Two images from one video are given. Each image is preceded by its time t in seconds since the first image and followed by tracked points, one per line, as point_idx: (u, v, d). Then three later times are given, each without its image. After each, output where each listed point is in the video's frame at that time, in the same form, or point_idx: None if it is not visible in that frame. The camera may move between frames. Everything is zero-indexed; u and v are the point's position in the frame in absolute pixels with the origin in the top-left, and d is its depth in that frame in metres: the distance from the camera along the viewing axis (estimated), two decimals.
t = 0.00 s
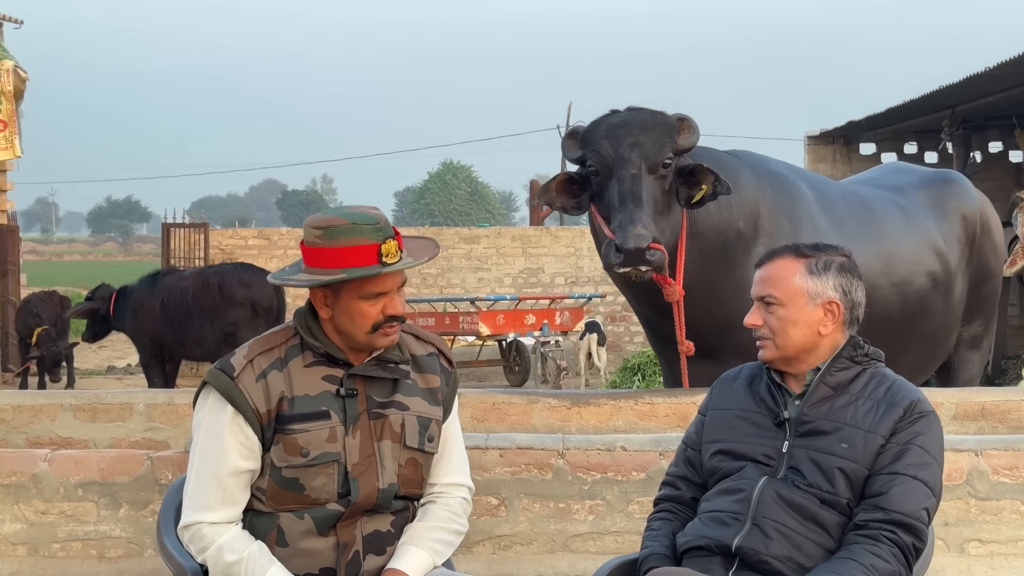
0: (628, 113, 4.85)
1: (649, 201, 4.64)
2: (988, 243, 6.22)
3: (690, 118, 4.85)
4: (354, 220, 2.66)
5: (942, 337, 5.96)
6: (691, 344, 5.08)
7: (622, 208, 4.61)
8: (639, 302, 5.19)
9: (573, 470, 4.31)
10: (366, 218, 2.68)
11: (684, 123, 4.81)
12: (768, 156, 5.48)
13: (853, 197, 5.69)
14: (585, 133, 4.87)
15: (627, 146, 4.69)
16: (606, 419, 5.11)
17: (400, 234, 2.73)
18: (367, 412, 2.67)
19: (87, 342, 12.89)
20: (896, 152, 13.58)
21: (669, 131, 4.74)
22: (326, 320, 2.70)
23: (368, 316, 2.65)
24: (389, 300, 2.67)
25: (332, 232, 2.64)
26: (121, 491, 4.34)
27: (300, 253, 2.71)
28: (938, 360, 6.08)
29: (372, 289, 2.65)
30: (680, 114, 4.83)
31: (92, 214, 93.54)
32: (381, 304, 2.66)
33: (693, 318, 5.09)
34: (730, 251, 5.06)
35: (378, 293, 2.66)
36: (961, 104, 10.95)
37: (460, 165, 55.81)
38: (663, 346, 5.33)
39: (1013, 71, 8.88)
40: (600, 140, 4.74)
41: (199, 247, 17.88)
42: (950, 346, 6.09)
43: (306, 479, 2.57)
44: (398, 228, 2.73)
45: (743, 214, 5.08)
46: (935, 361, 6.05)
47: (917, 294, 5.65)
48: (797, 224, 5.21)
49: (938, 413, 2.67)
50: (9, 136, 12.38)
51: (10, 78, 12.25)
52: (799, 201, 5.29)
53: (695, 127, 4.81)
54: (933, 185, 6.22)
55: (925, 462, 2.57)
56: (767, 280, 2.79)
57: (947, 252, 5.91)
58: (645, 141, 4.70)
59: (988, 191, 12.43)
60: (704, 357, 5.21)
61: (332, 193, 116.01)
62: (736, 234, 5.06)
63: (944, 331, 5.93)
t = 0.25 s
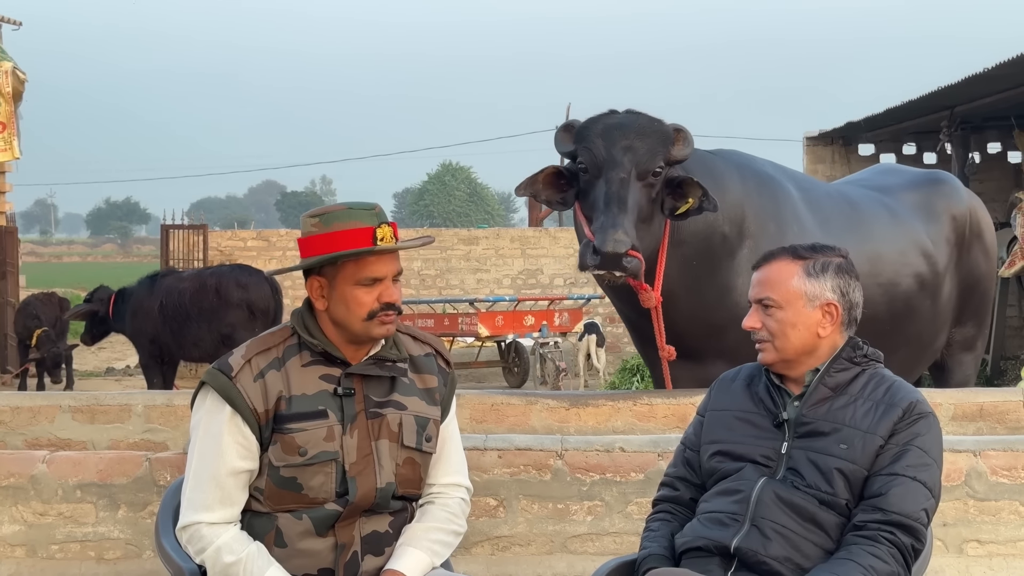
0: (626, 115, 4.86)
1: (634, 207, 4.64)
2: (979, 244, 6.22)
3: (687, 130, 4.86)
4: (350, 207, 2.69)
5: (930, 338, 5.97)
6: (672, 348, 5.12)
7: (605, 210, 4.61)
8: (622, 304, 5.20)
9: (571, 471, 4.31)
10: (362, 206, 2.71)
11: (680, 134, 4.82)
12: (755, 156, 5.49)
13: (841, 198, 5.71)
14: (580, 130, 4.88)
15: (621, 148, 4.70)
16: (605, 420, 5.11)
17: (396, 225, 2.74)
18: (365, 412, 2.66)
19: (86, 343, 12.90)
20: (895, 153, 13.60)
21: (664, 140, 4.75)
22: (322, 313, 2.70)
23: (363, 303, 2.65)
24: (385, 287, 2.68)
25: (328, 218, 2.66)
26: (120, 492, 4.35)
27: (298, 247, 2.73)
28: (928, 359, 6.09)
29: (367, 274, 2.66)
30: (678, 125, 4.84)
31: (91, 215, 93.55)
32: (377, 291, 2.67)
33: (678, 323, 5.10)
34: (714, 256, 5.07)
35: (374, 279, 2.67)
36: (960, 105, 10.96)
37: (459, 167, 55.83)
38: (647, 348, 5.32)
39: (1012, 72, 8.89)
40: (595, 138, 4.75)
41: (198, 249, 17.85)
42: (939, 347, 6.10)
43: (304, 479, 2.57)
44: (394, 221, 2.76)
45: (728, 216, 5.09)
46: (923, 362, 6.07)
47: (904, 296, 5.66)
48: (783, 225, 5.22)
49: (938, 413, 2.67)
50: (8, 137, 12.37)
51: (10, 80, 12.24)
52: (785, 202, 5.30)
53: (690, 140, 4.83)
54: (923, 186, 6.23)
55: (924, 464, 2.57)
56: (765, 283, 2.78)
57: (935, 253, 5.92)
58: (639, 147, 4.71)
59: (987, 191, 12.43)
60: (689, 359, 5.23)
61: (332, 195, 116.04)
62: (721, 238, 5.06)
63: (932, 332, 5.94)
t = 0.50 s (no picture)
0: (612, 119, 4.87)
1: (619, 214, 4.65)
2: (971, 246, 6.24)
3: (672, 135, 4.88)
4: (348, 211, 2.67)
5: (920, 340, 5.99)
6: (663, 353, 5.17)
7: (590, 215, 4.61)
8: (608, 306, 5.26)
9: (569, 473, 4.31)
10: (360, 209, 2.69)
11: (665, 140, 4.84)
12: (741, 160, 5.55)
13: (829, 201, 5.75)
14: (565, 133, 4.88)
15: (606, 153, 4.70)
16: (603, 422, 5.11)
17: (393, 227, 2.73)
18: (361, 413, 2.66)
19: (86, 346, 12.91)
20: (893, 154, 13.61)
21: (650, 146, 4.77)
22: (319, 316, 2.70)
23: (361, 309, 2.64)
24: (383, 292, 2.67)
25: (325, 224, 2.64)
26: (118, 494, 4.35)
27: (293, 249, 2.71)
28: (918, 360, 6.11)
29: (364, 280, 2.65)
30: (663, 130, 4.87)
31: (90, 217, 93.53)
32: (375, 296, 2.66)
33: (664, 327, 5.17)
34: (698, 260, 5.12)
35: (372, 284, 2.66)
36: (958, 107, 10.97)
37: (458, 169, 55.84)
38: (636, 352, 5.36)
39: (1011, 73, 8.90)
40: (581, 142, 4.75)
41: (197, 250, 17.84)
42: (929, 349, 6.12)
43: (301, 481, 2.57)
44: (390, 224, 2.74)
45: (712, 220, 5.15)
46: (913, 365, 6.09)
47: (892, 299, 5.70)
48: (768, 228, 5.27)
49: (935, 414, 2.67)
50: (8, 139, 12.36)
51: (9, 82, 12.24)
52: (770, 205, 5.36)
53: (675, 145, 4.85)
54: (913, 188, 6.26)
55: (922, 465, 2.57)
56: (763, 286, 2.77)
57: (925, 256, 5.95)
58: (625, 152, 4.72)
59: (985, 193, 12.44)
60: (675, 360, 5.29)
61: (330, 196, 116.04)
62: (704, 242, 5.12)
63: (921, 335, 5.97)
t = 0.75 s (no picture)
0: (587, 130, 4.89)
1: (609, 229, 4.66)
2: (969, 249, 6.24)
3: (648, 132, 4.91)
4: (350, 214, 2.67)
5: (913, 343, 6.00)
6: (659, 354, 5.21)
7: (580, 235, 4.63)
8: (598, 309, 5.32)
9: (569, 474, 4.32)
10: (362, 212, 2.69)
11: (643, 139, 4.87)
12: (732, 163, 5.60)
13: (821, 204, 5.79)
14: (542, 150, 4.90)
15: (587, 169, 4.72)
16: (602, 423, 5.12)
17: (394, 230, 2.73)
18: (360, 413, 2.66)
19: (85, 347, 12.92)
20: (892, 156, 13.62)
21: (629, 151, 4.79)
22: (320, 319, 2.70)
23: (362, 311, 2.64)
24: (384, 295, 2.67)
25: (328, 226, 2.63)
26: (119, 495, 4.36)
27: (294, 252, 2.70)
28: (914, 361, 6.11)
29: (366, 283, 2.65)
30: (639, 130, 4.90)
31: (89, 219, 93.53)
32: (376, 299, 2.66)
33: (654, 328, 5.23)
34: (686, 260, 5.19)
35: (373, 288, 2.66)
36: (958, 109, 10.97)
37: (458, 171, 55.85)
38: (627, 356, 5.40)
39: (1009, 75, 8.91)
40: (559, 161, 4.77)
41: (197, 252, 17.84)
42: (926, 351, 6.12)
43: (301, 481, 2.57)
44: (392, 227, 2.74)
45: (699, 221, 5.21)
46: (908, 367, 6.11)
47: (884, 301, 5.72)
48: (759, 230, 5.31)
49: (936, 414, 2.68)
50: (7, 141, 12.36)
51: (9, 84, 12.24)
52: (761, 207, 5.40)
53: (653, 143, 4.88)
54: (910, 192, 6.28)
55: (922, 465, 2.57)
56: (758, 289, 2.78)
57: (921, 258, 5.96)
58: (604, 164, 4.73)
59: (984, 195, 12.45)
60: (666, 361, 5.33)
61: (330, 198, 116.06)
62: (692, 242, 5.19)
63: (914, 337, 5.98)
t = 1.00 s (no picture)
0: (585, 133, 4.90)
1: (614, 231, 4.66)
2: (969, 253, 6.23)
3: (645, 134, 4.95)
4: (357, 221, 2.65)
5: (909, 347, 6.00)
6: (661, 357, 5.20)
7: (586, 239, 4.62)
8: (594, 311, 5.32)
9: (570, 476, 4.32)
10: (368, 220, 2.67)
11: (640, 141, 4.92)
12: (728, 166, 5.62)
13: (818, 208, 5.80)
14: (542, 157, 4.90)
15: (589, 172, 4.72)
16: (603, 426, 5.12)
17: (399, 237, 2.72)
18: (363, 417, 2.66)
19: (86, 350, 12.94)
20: (893, 159, 13.62)
21: (629, 154, 4.81)
22: (325, 324, 2.68)
23: (368, 318, 2.63)
24: (389, 302, 2.66)
25: (335, 233, 2.61)
26: (120, 498, 4.38)
27: (298, 257, 2.68)
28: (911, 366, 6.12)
29: (373, 290, 2.63)
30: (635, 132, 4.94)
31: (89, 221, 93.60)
32: (382, 306, 2.65)
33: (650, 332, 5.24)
34: (682, 264, 5.20)
35: (380, 295, 2.65)
36: (958, 112, 10.97)
37: (458, 173, 55.86)
38: (624, 361, 5.40)
39: (1010, 78, 8.92)
40: (560, 166, 4.77)
41: (197, 255, 17.85)
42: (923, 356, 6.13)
43: (303, 485, 2.56)
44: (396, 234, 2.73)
45: (695, 224, 5.23)
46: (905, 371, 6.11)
47: (881, 306, 5.72)
48: (753, 235, 5.33)
49: (928, 411, 2.66)
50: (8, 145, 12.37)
51: (9, 87, 12.25)
52: (756, 211, 5.41)
53: (650, 145, 4.94)
54: (909, 197, 6.28)
55: (916, 463, 2.54)
56: (738, 296, 2.80)
57: (919, 263, 5.96)
58: (606, 167, 4.74)
59: (985, 198, 12.44)
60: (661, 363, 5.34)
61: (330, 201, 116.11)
62: (688, 246, 5.20)
63: (912, 342, 5.99)
